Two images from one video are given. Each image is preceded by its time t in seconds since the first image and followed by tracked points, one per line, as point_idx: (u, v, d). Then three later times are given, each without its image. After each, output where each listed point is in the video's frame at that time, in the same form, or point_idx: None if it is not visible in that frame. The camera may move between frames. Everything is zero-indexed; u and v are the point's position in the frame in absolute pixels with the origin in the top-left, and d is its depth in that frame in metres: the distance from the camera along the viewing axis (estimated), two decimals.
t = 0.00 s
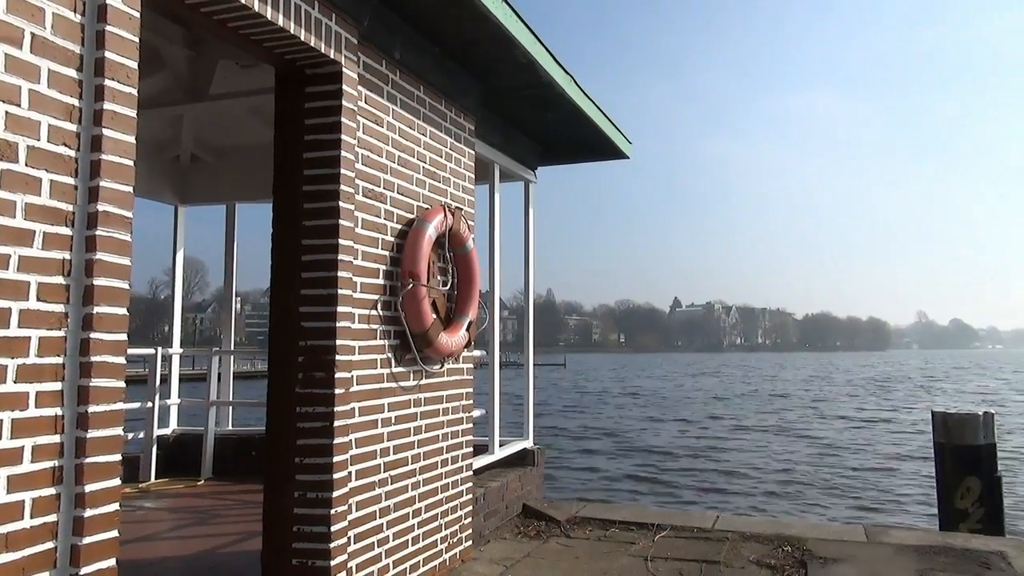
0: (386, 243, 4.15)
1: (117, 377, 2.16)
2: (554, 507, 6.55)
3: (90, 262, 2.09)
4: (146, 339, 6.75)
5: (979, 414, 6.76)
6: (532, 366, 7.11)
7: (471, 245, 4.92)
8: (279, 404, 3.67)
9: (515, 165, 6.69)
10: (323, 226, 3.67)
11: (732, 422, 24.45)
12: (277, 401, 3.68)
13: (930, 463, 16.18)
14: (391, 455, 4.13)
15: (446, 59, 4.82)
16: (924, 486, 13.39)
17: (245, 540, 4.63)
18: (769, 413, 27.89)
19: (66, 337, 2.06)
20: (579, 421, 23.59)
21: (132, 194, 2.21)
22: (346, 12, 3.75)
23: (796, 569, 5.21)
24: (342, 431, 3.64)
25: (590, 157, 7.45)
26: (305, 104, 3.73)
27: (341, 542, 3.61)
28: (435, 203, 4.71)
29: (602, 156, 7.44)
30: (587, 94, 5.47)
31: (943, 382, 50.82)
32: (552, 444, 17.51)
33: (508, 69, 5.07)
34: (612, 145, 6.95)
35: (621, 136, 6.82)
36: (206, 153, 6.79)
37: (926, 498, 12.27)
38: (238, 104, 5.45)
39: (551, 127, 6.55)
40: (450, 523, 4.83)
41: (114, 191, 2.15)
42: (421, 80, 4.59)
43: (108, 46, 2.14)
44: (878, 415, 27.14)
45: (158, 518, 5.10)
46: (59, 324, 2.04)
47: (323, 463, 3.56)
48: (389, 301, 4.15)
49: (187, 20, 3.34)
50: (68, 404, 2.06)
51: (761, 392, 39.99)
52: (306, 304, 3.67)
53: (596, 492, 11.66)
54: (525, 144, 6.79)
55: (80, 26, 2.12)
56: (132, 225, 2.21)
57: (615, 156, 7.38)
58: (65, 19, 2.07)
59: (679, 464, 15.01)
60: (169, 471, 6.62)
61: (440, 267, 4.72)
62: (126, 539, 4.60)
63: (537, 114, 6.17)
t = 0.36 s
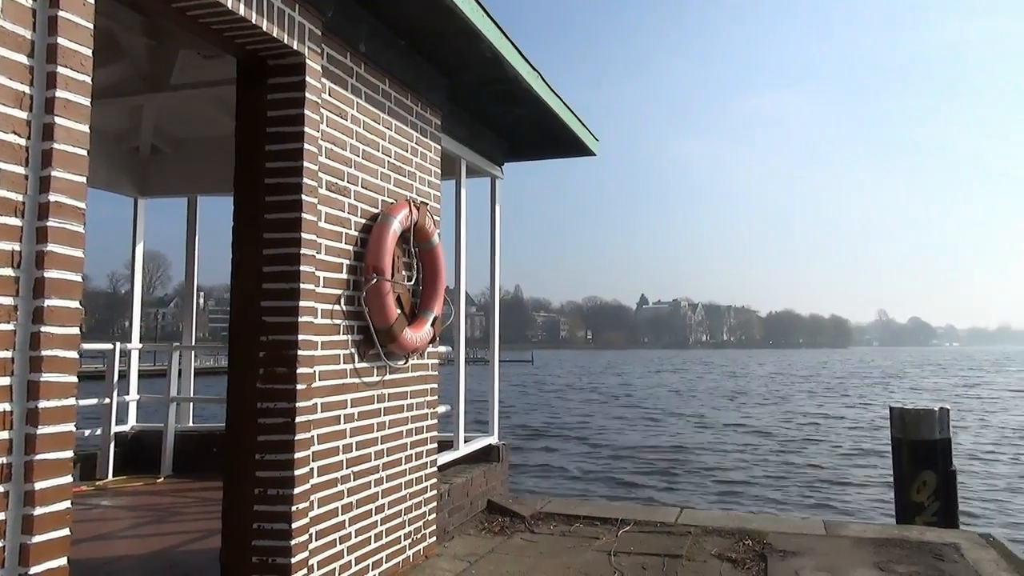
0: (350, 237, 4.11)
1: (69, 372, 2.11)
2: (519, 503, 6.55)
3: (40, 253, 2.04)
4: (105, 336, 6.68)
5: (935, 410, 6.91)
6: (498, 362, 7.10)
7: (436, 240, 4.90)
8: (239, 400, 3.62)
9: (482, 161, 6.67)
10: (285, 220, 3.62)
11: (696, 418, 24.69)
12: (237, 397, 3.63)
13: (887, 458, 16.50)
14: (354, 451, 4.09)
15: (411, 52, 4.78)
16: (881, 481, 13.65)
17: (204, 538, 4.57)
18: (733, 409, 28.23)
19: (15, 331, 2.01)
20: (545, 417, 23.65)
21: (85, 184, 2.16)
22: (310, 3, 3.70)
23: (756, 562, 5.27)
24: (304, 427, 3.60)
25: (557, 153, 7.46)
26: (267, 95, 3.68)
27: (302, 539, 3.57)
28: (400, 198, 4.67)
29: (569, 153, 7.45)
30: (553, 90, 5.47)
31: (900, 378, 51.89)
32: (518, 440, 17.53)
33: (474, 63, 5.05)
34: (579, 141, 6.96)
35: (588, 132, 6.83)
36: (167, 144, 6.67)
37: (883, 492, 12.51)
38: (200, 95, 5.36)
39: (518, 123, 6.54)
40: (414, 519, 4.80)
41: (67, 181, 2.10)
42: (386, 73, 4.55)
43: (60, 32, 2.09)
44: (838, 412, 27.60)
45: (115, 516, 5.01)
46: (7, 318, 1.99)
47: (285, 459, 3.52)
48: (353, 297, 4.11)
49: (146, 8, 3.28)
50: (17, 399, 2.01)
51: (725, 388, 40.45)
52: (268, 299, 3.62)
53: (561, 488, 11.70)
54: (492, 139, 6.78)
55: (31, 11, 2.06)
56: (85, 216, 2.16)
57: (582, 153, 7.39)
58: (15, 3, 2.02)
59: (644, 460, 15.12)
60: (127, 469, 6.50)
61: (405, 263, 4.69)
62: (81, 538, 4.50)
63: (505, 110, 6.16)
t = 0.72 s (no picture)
0: (317, 231, 4.07)
1: (22, 366, 2.06)
2: (487, 498, 6.55)
3: None
4: (66, 331, 6.55)
5: (896, 405, 7.03)
6: (466, 358, 7.09)
7: (404, 235, 4.87)
8: (202, 396, 3.57)
9: (451, 156, 6.64)
10: (250, 213, 3.57)
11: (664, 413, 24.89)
12: (200, 393, 3.58)
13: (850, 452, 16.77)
14: (320, 447, 4.06)
15: (379, 45, 4.74)
16: (844, 475, 13.88)
17: (167, 536, 4.50)
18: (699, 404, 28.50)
19: None
20: (513, 413, 23.67)
21: (40, 175, 2.11)
22: None
23: (721, 555, 5.33)
24: (268, 423, 3.56)
25: (527, 149, 7.45)
26: (232, 87, 3.62)
27: (267, 536, 3.54)
28: (368, 192, 4.64)
29: (539, 149, 7.45)
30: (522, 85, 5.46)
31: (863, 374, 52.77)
32: (487, 436, 17.52)
33: (443, 58, 5.02)
34: (548, 137, 6.96)
35: (557, 129, 6.83)
36: (129, 135, 6.55)
37: (846, 486, 12.72)
38: (163, 86, 5.26)
39: (487, 118, 6.53)
40: (381, 515, 4.78)
41: (21, 172, 2.06)
42: (354, 66, 4.51)
43: (14, 19, 2.04)
44: (803, 407, 27.98)
45: (76, 514, 4.92)
46: None
47: (248, 456, 3.48)
48: (320, 292, 4.07)
49: None
50: None
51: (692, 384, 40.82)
52: (231, 293, 3.57)
53: (530, 483, 11.73)
54: (461, 134, 6.75)
55: None
56: (39, 207, 2.11)
57: (551, 149, 7.39)
58: None
59: (612, 455, 15.20)
60: (89, 466, 6.38)
61: (373, 257, 4.66)
62: (40, 537, 4.41)
63: (474, 105, 6.14)
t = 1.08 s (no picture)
0: (287, 226, 4.03)
1: None
2: (460, 495, 6.54)
3: None
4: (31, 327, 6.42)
5: (865, 399, 7.13)
6: (439, 354, 7.06)
7: (376, 230, 4.84)
8: (169, 393, 3.52)
9: (424, 152, 6.61)
10: (219, 208, 3.53)
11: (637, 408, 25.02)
12: (167, 390, 3.53)
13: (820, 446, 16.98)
14: (290, 444, 4.02)
15: (351, 39, 4.70)
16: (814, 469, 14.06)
17: (134, 536, 4.44)
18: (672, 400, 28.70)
19: None
20: (487, 409, 23.66)
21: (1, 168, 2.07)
22: None
23: (692, 548, 5.37)
24: (237, 420, 3.53)
25: (500, 145, 7.44)
26: (200, 80, 3.57)
27: (236, 534, 3.51)
28: (339, 187, 4.60)
29: (512, 145, 7.44)
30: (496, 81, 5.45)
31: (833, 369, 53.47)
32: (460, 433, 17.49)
33: (416, 52, 4.99)
34: (522, 133, 6.95)
35: (531, 124, 6.83)
36: (95, 128, 6.44)
37: (815, 480, 12.88)
38: (130, 78, 5.18)
39: (461, 114, 6.50)
40: (352, 512, 4.75)
41: None
42: (325, 60, 4.47)
43: None
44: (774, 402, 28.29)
45: (41, 514, 4.83)
46: None
47: (217, 454, 3.45)
48: (290, 287, 4.03)
49: None
50: None
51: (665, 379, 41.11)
52: (199, 289, 3.53)
53: (503, 479, 11.73)
54: (434, 129, 6.72)
55: None
56: None
57: (525, 145, 7.39)
58: None
59: (585, 451, 15.25)
60: (55, 465, 6.28)
61: (344, 253, 4.62)
62: (4, 537, 4.33)
63: (447, 100, 6.11)
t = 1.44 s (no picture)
0: (254, 222, 3.98)
1: None
2: (432, 492, 6.53)
3: None
4: None
5: (832, 392, 7.23)
6: (410, 351, 7.04)
7: (345, 227, 4.80)
8: (134, 392, 3.47)
9: (394, 147, 6.58)
10: (183, 205, 3.49)
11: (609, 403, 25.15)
12: (133, 390, 3.48)
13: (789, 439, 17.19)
14: (258, 443, 3.99)
15: (318, 33, 4.66)
16: (783, 461, 14.24)
17: (100, 537, 4.38)
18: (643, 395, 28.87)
19: None
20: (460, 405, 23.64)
21: None
22: None
23: (663, 542, 5.41)
24: (204, 419, 3.49)
25: (471, 141, 7.42)
26: (163, 75, 3.51)
27: (203, 534, 3.48)
28: (307, 184, 4.56)
29: (483, 141, 7.43)
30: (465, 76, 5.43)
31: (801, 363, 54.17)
32: (433, 429, 17.46)
33: (385, 48, 4.96)
34: (492, 129, 6.94)
35: (501, 121, 6.82)
36: (56, 123, 6.33)
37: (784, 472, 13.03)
38: (92, 72, 5.09)
39: (431, 110, 6.48)
40: (323, 511, 4.72)
41: None
42: (292, 55, 4.42)
43: None
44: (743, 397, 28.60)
45: (4, 517, 4.75)
46: None
47: (183, 453, 3.41)
48: (257, 285, 3.99)
49: None
50: None
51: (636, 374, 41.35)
52: (163, 287, 3.48)
53: (476, 476, 11.73)
54: (404, 125, 6.69)
55: None
56: None
57: (495, 141, 7.38)
58: None
59: (557, 446, 15.30)
60: (19, 467, 6.17)
61: (313, 250, 4.58)
62: None
63: (417, 96, 6.09)
